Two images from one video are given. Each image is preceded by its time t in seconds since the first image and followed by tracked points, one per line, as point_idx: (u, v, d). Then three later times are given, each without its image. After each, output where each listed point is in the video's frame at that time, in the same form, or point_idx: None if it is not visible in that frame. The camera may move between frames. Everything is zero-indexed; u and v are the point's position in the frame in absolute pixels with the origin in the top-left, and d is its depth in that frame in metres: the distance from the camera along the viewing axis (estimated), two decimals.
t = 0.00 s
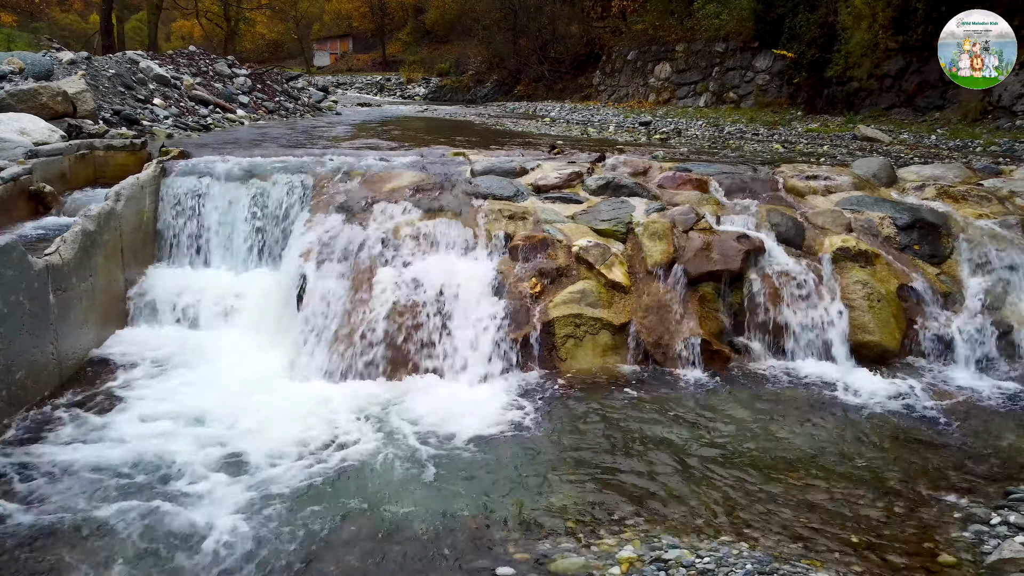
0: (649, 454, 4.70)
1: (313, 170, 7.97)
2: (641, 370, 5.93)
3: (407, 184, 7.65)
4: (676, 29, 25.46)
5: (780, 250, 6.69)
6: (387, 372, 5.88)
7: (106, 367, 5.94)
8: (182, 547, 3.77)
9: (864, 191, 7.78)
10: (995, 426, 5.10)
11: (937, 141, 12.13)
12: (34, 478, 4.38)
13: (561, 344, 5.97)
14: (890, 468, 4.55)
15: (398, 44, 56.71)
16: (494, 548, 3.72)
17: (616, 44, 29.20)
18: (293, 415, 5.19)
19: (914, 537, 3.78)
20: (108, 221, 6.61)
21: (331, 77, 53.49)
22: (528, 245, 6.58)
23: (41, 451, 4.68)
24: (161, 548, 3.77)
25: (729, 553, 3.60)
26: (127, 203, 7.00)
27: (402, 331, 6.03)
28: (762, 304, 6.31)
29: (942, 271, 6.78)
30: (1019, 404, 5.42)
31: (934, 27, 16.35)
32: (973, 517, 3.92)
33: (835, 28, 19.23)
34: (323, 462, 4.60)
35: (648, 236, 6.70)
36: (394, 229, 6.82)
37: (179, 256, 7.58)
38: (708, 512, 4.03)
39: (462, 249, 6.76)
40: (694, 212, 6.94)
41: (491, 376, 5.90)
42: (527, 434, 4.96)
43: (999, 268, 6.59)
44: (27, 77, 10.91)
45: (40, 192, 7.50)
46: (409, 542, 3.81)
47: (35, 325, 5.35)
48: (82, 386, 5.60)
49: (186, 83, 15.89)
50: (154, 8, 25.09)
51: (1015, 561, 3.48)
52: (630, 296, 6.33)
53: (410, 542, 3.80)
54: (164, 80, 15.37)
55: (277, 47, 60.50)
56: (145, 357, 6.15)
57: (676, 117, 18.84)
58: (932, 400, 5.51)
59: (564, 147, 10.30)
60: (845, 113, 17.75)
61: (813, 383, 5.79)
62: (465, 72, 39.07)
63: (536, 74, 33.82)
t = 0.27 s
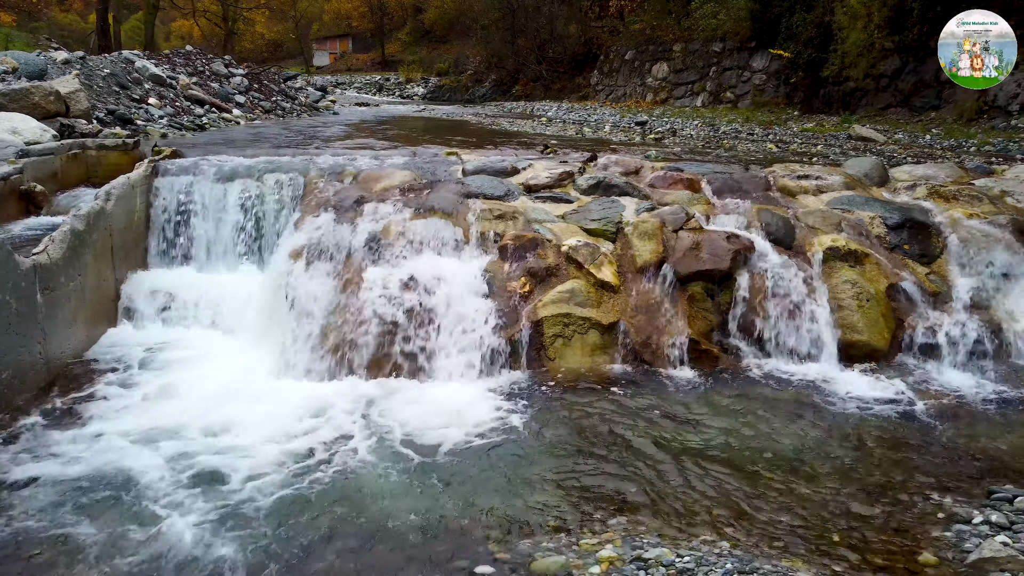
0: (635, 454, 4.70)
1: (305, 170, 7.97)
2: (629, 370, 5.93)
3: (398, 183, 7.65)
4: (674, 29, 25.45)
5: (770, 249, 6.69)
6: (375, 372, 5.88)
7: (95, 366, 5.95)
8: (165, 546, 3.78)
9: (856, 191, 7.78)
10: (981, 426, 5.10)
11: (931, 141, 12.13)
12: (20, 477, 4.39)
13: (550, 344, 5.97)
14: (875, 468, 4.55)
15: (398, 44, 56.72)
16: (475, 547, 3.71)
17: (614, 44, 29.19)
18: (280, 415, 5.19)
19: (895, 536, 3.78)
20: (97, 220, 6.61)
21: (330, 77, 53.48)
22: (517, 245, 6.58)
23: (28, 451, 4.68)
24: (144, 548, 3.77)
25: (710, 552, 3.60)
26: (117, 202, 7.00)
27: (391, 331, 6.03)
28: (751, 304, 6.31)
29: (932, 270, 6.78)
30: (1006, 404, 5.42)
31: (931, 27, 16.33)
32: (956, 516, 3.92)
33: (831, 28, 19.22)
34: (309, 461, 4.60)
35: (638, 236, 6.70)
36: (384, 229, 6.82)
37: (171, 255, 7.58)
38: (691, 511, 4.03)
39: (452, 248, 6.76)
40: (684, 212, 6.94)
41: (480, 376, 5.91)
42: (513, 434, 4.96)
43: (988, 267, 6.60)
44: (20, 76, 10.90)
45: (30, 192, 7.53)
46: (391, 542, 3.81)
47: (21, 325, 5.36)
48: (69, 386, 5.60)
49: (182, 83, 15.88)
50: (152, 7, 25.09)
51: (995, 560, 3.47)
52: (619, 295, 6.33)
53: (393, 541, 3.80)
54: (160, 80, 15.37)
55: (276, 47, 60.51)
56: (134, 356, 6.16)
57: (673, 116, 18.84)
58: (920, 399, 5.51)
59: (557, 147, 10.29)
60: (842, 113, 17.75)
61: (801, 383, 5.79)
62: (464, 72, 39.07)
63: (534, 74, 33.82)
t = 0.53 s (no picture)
0: (622, 453, 4.70)
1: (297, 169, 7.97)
2: (619, 370, 5.93)
3: (390, 183, 7.66)
4: (672, 29, 25.43)
5: (761, 249, 6.69)
6: (365, 371, 5.88)
7: (85, 365, 5.95)
8: (149, 545, 3.78)
9: (848, 191, 7.78)
10: (969, 426, 5.10)
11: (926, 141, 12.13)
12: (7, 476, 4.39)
13: (539, 343, 5.98)
14: (862, 467, 4.55)
15: (397, 44, 56.71)
16: (458, 546, 3.71)
17: (612, 44, 29.18)
18: (268, 414, 5.19)
19: (879, 535, 3.78)
20: (88, 220, 6.61)
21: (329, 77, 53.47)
22: (508, 245, 6.58)
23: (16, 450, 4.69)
24: (129, 546, 3.78)
25: (693, 551, 3.60)
26: (109, 202, 7.00)
27: (381, 331, 6.03)
28: (741, 304, 6.32)
29: (923, 270, 6.78)
30: (995, 403, 5.42)
31: (927, 27, 16.31)
32: (940, 515, 3.92)
33: (828, 28, 19.22)
34: (295, 460, 4.60)
35: (629, 235, 6.70)
36: (375, 228, 6.82)
37: (163, 255, 7.58)
38: (675, 511, 4.03)
39: (443, 248, 6.76)
40: (675, 212, 6.94)
41: (470, 376, 5.90)
42: (500, 433, 4.97)
43: (978, 267, 6.61)
44: (14, 76, 10.89)
45: (23, 191, 7.53)
46: (375, 541, 3.81)
47: (9, 324, 5.36)
48: (58, 384, 5.60)
49: (179, 83, 15.88)
50: (149, 7, 25.08)
51: (978, 559, 3.47)
52: (610, 295, 6.33)
53: (377, 539, 3.81)
54: (156, 80, 15.36)
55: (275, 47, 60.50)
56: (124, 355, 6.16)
57: (670, 116, 18.84)
58: (909, 399, 5.51)
59: (551, 147, 10.29)
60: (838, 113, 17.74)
61: (791, 382, 5.79)
62: (463, 72, 39.07)
63: (532, 74, 33.81)
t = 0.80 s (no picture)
0: (607, 452, 4.70)
1: (289, 169, 7.98)
2: (608, 369, 5.93)
3: (381, 182, 7.66)
4: (669, 28, 25.45)
5: (751, 248, 6.69)
6: (353, 370, 5.88)
7: (73, 363, 5.95)
8: (130, 544, 3.77)
9: (838, 190, 7.78)
10: (955, 425, 5.10)
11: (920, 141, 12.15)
12: None
13: (528, 342, 5.97)
14: (846, 467, 4.54)
15: (396, 44, 56.70)
16: (440, 545, 3.72)
17: (610, 44, 29.20)
18: (253, 413, 5.18)
19: (860, 534, 3.78)
20: (78, 219, 6.61)
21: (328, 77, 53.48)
22: (498, 244, 6.59)
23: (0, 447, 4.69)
24: (109, 544, 3.77)
25: (673, 550, 3.60)
26: (99, 201, 7.00)
27: (369, 329, 6.04)
28: (730, 303, 6.33)
29: (912, 269, 6.78)
30: (982, 402, 5.42)
31: (922, 27, 16.35)
32: (922, 514, 3.91)
33: (824, 28, 19.22)
34: (279, 458, 4.60)
35: (618, 234, 6.70)
36: (365, 228, 6.83)
37: (154, 254, 7.58)
38: (658, 510, 4.03)
39: (432, 247, 6.76)
40: (665, 211, 6.95)
41: (457, 375, 5.90)
42: (486, 433, 4.96)
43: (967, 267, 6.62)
44: (8, 76, 10.89)
45: (13, 190, 7.48)
46: (356, 540, 3.80)
47: None
48: (44, 383, 5.60)
49: (174, 83, 15.89)
50: (146, 7, 25.09)
51: (958, 557, 3.47)
52: (599, 294, 6.33)
53: (359, 538, 3.81)
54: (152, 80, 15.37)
55: (275, 47, 60.51)
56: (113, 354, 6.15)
57: (666, 116, 18.84)
58: (896, 398, 5.52)
59: (544, 146, 10.29)
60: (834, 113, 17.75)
61: (779, 381, 5.79)
62: (462, 72, 39.08)
63: (530, 74, 33.82)
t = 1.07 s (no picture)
0: (593, 451, 4.71)
1: (281, 169, 7.98)
2: (596, 368, 5.93)
3: (373, 181, 7.66)
4: (666, 28, 25.45)
5: (740, 247, 6.69)
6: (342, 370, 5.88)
7: (61, 362, 5.95)
8: (112, 543, 3.78)
9: (829, 189, 7.79)
10: (941, 424, 5.10)
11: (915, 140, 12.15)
12: None
13: (516, 341, 5.98)
14: (830, 466, 4.54)
15: (395, 44, 56.71)
16: (421, 543, 3.72)
17: (607, 44, 29.21)
18: (240, 412, 5.18)
19: (842, 532, 3.78)
20: (67, 219, 6.62)
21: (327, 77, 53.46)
22: (487, 243, 6.59)
23: None
24: (90, 542, 3.77)
25: (653, 549, 3.59)
26: (89, 201, 7.01)
27: (358, 328, 6.04)
28: (719, 302, 6.33)
29: (902, 268, 6.78)
30: (969, 401, 5.42)
31: (918, 27, 16.36)
32: (904, 513, 3.91)
33: (821, 28, 19.22)
34: (264, 457, 4.60)
35: (607, 233, 6.69)
36: (355, 227, 6.84)
37: (145, 254, 7.59)
38: (641, 509, 4.04)
39: (422, 246, 6.76)
40: (655, 211, 6.96)
41: (446, 374, 5.91)
42: (471, 432, 4.97)
43: (957, 266, 6.63)
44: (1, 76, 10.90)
45: (4, 190, 7.48)
46: (338, 538, 3.80)
47: None
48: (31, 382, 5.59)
49: (170, 83, 15.89)
50: (143, 7, 25.10)
51: (937, 556, 3.47)
52: (588, 294, 6.34)
53: (341, 537, 3.81)
54: (148, 80, 15.37)
55: (273, 47, 60.52)
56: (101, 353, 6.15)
57: (662, 116, 18.84)
58: (884, 397, 5.52)
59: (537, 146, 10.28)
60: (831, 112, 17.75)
61: (767, 380, 5.80)
62: (460, 72, 39.08)
63: (528, 74, 33.81)
